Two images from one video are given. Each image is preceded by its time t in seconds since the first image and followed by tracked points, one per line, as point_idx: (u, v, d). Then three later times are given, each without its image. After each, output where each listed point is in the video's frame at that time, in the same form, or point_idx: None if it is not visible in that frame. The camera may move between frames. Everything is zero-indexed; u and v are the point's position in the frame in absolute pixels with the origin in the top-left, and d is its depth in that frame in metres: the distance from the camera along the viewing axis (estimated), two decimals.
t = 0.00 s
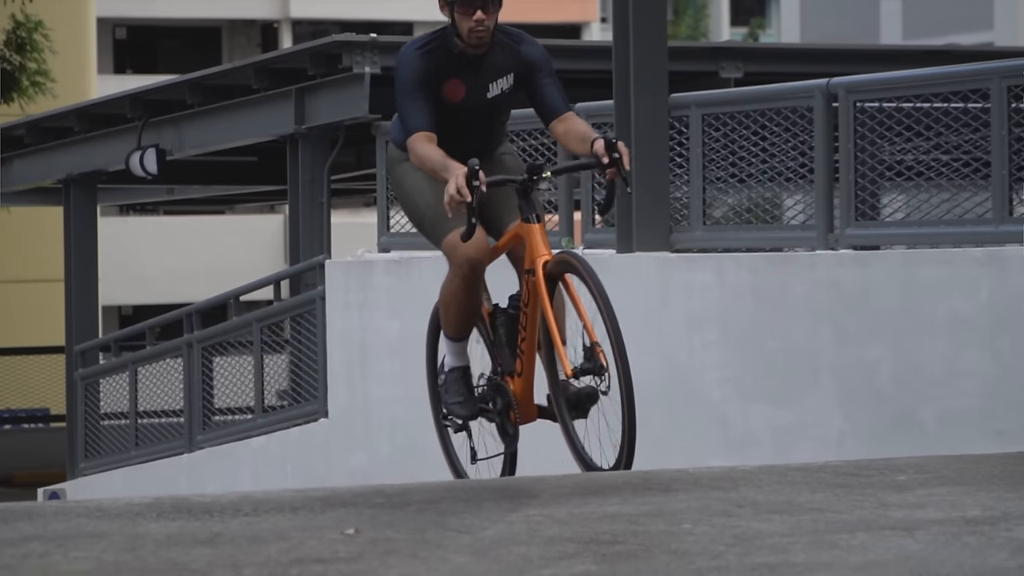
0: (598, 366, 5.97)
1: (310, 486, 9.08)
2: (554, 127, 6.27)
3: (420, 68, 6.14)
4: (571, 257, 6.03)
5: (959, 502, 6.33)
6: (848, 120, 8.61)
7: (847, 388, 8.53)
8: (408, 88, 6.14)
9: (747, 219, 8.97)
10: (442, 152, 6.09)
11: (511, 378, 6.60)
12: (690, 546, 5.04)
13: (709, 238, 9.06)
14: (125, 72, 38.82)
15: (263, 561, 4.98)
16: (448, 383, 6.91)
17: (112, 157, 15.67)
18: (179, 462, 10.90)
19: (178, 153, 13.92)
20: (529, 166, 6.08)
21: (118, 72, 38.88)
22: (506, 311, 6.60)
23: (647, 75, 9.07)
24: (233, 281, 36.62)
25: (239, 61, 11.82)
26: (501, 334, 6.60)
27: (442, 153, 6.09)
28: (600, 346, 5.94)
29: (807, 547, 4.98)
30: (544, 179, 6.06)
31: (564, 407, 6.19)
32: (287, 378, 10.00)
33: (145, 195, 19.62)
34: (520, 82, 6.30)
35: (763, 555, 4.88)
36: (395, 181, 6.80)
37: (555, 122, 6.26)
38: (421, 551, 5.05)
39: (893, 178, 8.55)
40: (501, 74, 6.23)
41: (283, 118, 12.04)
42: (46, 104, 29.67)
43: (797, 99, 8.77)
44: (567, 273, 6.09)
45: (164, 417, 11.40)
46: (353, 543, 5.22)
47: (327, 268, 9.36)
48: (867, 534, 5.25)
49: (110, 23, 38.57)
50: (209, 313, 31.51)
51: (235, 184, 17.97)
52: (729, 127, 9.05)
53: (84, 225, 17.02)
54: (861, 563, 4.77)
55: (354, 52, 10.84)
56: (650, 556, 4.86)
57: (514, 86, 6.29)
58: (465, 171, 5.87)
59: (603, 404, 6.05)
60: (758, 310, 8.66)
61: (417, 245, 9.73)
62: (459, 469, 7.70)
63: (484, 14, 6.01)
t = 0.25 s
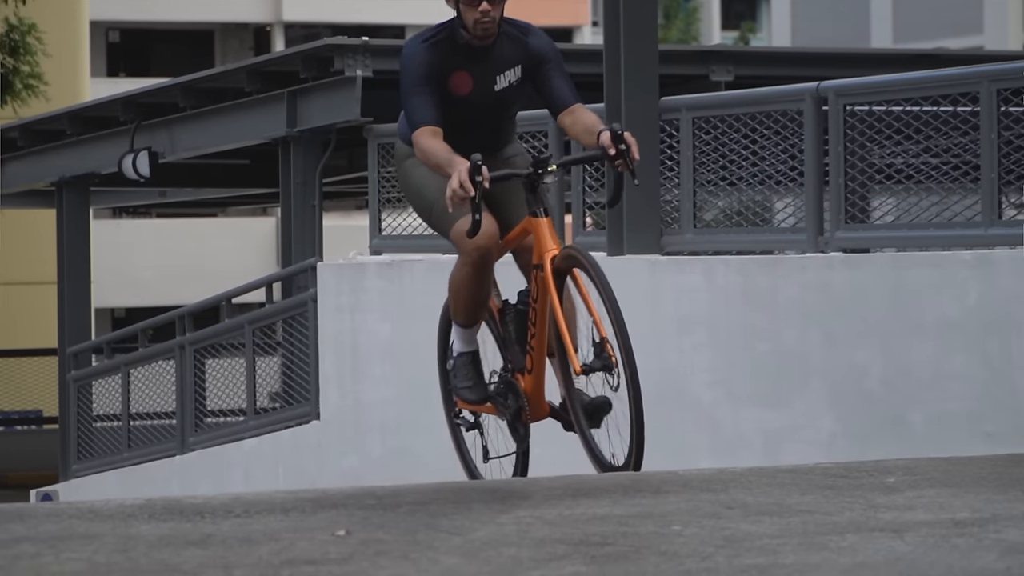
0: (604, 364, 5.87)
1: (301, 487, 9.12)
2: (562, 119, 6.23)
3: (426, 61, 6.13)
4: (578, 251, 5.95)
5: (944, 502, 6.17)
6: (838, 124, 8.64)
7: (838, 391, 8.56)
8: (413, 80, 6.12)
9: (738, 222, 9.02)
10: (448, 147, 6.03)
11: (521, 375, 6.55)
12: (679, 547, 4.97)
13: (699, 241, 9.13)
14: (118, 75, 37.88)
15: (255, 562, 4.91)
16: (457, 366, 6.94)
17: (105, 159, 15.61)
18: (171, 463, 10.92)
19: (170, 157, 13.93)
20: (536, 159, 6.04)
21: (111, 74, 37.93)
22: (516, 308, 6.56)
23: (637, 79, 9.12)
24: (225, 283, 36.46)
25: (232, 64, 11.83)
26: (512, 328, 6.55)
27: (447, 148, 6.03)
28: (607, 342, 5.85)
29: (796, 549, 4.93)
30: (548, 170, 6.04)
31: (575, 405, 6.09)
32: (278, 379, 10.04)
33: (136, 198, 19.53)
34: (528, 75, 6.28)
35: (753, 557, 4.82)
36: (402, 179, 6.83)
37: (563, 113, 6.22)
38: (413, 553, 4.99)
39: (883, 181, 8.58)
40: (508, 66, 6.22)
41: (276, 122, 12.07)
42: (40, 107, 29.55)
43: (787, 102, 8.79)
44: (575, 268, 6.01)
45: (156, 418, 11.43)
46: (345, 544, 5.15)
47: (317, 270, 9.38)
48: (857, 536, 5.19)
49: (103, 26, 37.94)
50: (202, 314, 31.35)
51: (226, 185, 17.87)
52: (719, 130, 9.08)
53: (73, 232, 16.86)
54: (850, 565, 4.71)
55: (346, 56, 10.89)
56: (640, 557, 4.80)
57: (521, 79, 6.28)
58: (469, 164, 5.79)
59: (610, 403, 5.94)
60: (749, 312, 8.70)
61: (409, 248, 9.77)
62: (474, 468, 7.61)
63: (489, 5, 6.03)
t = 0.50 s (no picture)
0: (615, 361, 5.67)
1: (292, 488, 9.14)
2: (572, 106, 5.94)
3: (432, 51, 5.84)
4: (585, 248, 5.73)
5: (937, 504, 6.09)
6: (829, 127, 8.67)
7: (829, 393, 8.58)
8: (419, 70, 5.84)
9: (730, 226, 9.04)
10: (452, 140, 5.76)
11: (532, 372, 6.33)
12: (670, 550, 4.91)
13: (691, 244, 9.17)
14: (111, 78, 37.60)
15: (246, 564, 4.86)
16: (466, 351, 6.73)
17: (97, 162, 15.60)
18: (163, 466, 10.94)
19: (163, 160, 13.93)
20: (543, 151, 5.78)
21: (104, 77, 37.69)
22: (527, 303, 6.35)
23: (628, 83, 9.14)
24: (218, 286, 36.41)
25: (224, 68, 11.87)
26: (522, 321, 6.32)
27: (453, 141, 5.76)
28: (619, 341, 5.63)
29: (786, 552, 4.86)
30: (554, 164, 5.79)
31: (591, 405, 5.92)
32: (271, 382, 10.07)
33: (130, 201, 19.50)
34: (537, 64, 6.01)
35: (742, 560, 4.76)
36: (409, 171, 6.56)
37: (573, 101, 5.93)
38: (404, 555, 4.94)
39: (874, 185, 8.60)
40: (517, 56, 5.94)
41: (269, 125, 12.10)
42: (34, 110, 29.61)
43: (779, 106, 8.81)
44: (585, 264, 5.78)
45: (150, 421, 11.45)
46: (337, 545, 5.11)
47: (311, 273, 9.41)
48: (847, 538, 5.13)
49: (97, 30, 37.53)
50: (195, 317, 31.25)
51: (219, 188, 17.86)
52: (711, 134, 9.11)
53: (65, 237, 16.86)
54: (841, 567, 4.65)
55: (338, 58, 10.91)
56: (630, 560, 4.74)
57: (531, 68, 6.00)
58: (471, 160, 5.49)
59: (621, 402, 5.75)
60: (741, 315, 8.73)
61: (400, 249, 9.81)
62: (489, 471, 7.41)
63: None
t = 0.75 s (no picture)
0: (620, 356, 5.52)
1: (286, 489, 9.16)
2: (580, 95, 5.63)
3: (434, 39, 5.54)
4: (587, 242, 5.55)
5: (931, 505, 6.08)
6: (822, 131, 8.67)
7: (821, 396, 8.60)
8: (421, 60, 5.53)
9: (723, 229, 9.07)
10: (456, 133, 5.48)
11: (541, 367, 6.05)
12: (663, 552, 4.88)
13: (684, 247, 9.21)
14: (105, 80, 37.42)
15: (239, 566, 4.83)
16: (473, 337, 6.40)
17: (92, 164, 15.55)
18: (157, 468, 10.95)
19: (157, 162, 13.94)
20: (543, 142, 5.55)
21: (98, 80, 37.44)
22: (532, 297, 6.04)
23: (621, 87, 9.16)
24: (212, 287, 36.27)
25: (219, 70, 11.86)
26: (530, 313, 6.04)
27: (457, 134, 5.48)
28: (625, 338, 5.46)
29: (779, 554, 4.83)
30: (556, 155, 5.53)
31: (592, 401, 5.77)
32: (265, 384, 10.08)
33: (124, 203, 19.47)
34: (543, 53, 5.69)
35: (735, 562, 4.72)
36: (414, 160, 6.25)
37: (580, 90, 5.63)
38: (397, 557, 4.91)
39: (867, 189, 8.60)
40: (522, 44, 5.61)
41: (263, 127, 12.12)
42: (33, 113, 29.64)
43: (772, 109, 8.83)
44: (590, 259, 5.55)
45: (143, 423, 11.46)
46: (329, 548, 5.08)
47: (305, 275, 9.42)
48: (840, 540, 5.10)
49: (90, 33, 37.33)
50: (189, 320, 31.21)
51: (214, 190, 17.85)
52: (704, 137, 9.13)
53: (59, 238, 16.81)
54: (834, 569, 4.62)
55: (333, 62, 10.91)
56: (623, 562, 4.71)
57: (537, 58, 5.67)
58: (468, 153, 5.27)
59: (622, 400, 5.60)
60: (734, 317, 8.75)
61: (393, 253, 9.83)
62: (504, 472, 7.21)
63: None
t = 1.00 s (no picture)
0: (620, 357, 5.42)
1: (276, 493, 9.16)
2: (583, 80, 5.51)
3: (430, 27, 5.46)
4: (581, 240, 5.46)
5: (921, 509, 6.04)
6: (813, 135, 8.68)
7: (812, 400, 8.59)
8: (418, 48, 5.47)
9: (715, 233, 9.08)
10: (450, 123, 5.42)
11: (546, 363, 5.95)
12: (653, 556, 4.86)
13: (675, 251, 9.20)
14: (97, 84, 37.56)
15: (229, 569, 4.82)
16: (482, 325, 6.29)
17: (84, 167, 15.52)
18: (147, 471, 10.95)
19: (149, 166, 13.96)
20: (539, 135, 5.42)
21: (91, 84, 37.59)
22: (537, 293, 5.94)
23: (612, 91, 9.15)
24: (202, 290, 36.17)
25: (210, 74, 11.87)
26: (535, 304, 5.95)
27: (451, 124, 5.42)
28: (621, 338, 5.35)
29: (768, 558, 4.80)
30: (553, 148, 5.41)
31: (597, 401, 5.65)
32: (256, 388, 10.08)
33: (116, 207, 19.46)
34: (546, 38, 5.58)
35: (725, 565, 4.70)
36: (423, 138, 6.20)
37: (583, 75, 5.51)
38: (387, 561, 4.89)
39: (857, 193, 8.62)
40: (524, 30, 5.50)
41: (253, 131, 12.13)
42: (23, 118, 29.49)
43: (763, 113, 8.82)
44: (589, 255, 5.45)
45: (134, 427, 11.46)
46: (320, 551, 5.06)
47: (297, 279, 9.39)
48: (831, 545, 5.08)
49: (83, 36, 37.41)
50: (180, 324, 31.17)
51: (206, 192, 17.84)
52: (695, 141, 9.13)
53: (52, 241, 16.78)
54: (823, 573, 4.59)
55: (324, 66, 10.91)
56: (613, 565, 4.69)
57: (539, 43, 5.56)
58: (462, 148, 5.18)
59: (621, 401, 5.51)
60: (725, 321, 8.75)
61: (385, 257, 9.82)
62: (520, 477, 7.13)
63: None
